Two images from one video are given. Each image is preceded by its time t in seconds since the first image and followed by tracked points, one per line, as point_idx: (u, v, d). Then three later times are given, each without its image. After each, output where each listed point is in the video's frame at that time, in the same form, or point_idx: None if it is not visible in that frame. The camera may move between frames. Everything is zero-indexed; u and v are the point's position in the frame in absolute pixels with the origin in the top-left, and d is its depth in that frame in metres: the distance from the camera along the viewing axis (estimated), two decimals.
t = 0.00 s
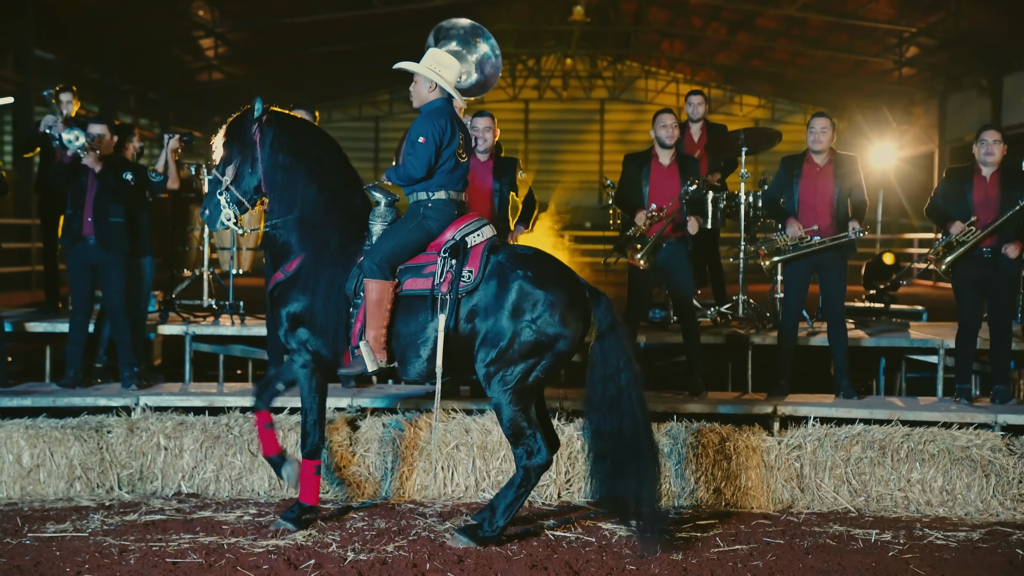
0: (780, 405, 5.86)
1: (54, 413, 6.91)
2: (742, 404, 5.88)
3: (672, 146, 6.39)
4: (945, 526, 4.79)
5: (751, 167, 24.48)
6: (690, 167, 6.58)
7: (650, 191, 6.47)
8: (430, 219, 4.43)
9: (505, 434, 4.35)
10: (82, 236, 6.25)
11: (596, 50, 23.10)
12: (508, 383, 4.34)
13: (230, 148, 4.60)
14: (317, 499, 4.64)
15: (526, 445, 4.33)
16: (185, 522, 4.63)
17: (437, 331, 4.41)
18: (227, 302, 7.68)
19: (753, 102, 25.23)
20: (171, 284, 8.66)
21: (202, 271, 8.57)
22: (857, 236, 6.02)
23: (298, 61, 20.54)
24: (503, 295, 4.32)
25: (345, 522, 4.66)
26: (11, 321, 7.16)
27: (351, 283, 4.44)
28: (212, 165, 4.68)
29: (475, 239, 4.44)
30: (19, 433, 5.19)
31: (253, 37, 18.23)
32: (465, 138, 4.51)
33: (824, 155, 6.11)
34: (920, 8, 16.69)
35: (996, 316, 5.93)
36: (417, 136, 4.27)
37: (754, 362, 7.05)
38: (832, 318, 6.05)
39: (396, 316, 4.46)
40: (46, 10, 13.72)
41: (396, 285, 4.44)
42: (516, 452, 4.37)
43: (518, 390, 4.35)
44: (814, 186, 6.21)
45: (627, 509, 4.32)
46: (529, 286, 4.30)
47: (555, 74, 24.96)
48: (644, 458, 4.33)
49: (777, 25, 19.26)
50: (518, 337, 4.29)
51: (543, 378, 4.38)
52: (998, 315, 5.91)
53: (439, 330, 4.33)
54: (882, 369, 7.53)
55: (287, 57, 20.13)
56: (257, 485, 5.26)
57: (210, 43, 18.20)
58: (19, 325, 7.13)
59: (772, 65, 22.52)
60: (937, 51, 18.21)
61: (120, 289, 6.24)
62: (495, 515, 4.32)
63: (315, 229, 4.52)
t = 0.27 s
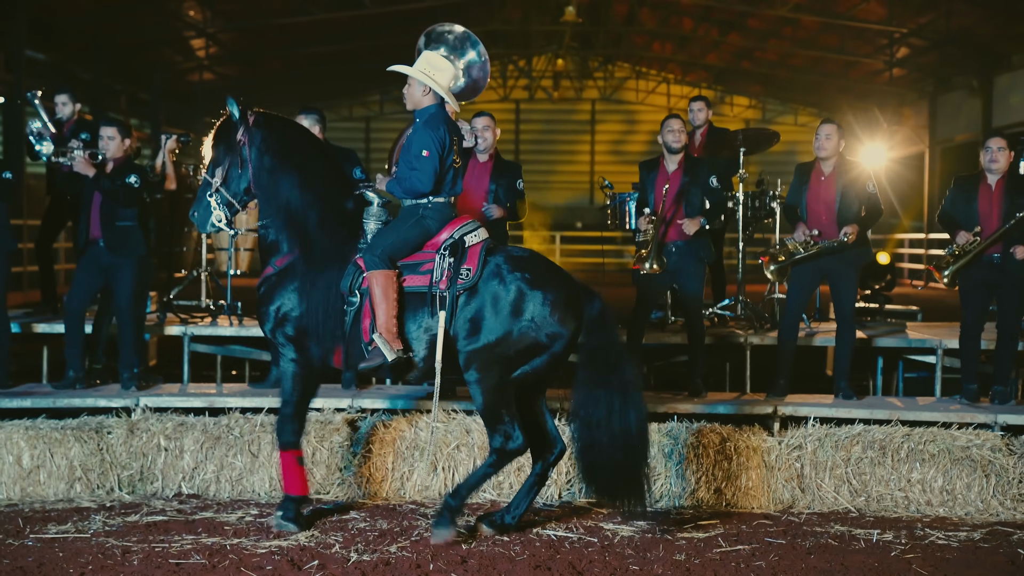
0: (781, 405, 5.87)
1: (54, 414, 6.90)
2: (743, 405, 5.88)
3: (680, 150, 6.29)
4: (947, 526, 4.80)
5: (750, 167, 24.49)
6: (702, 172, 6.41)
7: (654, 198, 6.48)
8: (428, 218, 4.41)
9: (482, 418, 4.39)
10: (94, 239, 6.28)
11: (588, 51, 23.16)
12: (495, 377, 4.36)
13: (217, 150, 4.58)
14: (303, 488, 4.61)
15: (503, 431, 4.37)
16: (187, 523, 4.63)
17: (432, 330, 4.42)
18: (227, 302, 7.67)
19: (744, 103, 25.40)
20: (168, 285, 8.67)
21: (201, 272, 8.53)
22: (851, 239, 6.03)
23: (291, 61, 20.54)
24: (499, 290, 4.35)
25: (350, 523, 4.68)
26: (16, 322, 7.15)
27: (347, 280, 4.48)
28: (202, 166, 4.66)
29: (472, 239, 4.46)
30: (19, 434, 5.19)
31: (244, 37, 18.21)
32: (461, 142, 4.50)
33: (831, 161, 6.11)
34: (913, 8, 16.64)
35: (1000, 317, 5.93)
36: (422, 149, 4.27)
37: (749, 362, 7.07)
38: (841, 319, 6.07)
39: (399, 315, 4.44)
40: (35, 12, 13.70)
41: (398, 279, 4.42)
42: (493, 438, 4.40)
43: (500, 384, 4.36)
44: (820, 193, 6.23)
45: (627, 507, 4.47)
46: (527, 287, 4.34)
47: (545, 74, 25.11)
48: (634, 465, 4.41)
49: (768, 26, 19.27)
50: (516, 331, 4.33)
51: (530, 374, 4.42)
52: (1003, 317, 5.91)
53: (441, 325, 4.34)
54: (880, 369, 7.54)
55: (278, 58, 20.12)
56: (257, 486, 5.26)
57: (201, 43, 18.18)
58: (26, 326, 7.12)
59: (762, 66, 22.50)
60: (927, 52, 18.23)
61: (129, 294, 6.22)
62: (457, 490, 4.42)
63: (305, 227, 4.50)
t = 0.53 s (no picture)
0: (783, 405, 5.87)
1: (56, 414, 6.91)
2: (746, 404, 5.88)
3: (685, 146, 6.30)
4: (950, 526, 4.79)
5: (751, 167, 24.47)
6: (707, 164, 6.38)
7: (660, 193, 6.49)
8: (414, 217, 4.43)
9: (493, 431, 4.38)
10: (100, 238, 6.25)
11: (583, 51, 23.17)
12: (497, 379, 4.38)
13: (209, 152, 4.60)
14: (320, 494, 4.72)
15: (515, 440, 4.37)
16: (191, 523, 4.64)
17: (423, 331, 4.43)
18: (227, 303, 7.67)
19: (739, 103, 25.53)
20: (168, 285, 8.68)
21: (200, 272, 8.53)
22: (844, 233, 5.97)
23: (288, 62, 20.55)
24: (488, 293, 4.37)
25: (354, 523, 4.69)
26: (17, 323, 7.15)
27: (334, 285, 4.46)
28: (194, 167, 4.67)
29: (459, 237, 4.44)
30: (22, 435, 5.21)
31: (239, 38, 18.19)
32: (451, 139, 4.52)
33: (834, 157, 6.11)
34: (908, 8, 16.57)
35: (1001, 317, 5.94)
36: (411, 140, 4.28)
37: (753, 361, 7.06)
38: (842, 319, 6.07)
39: (386, 317, 4.47)
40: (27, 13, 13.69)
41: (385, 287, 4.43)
42: (504, 449, 4.40)
43: (505, 385, 4.39)
44: (822, 188, 6.24)
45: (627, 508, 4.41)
46: (516, 283, 4.35)
47: (541, 75, 25.10)
48: (625, 464, 4.42)
49: (763, 26, 19.26)
50: (507, 333, 4.34)
51: (529, 372, 4.43)
52: (1005, 318, 5.91)
53: (430, 326, 4.36)
54: (882, 369, 7.54)
55: (274, 58, 20.11)
56: (260, 486, 5.26)
57: (196, 44, 18.16)
58: (29, 327, 7.13)
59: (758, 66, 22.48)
60: (922, 52, 18.23)
61: (132, 293, 6.22)
62: (484, 512, 4.33)
63: (297, 227, 4.54)
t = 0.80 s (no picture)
0: (795, 406, 5.84)
1: (68, 414, 6.94)
2: (759, 406, 5.85)
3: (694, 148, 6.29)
4: (964, 527, 4.77)
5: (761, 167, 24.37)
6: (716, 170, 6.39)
7: (670, 195, 6.43)
8: (409, 220, 4.49)
9: (475, 410, 4.38)
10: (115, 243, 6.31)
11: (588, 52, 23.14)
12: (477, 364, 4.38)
13: (205, 161, 4.56)
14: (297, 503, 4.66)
15: (498, 420, 4.36)
16: (204, 523, 4.65)
17: (422, 330, 4.45)
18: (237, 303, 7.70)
19: (745, 103, 25.51)
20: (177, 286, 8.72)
21: (210, 273, 8.55)
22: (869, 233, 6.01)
23: (294, 62, 20.58)
24: (485, 287, 4.38)
25: (368, 523, 4.70)
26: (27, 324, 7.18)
27: (333, 286, 4.51)
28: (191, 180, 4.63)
29: (456, 236, 4.47)
30: (35, 435, 5.24)
31: (245, 38, 18.23)
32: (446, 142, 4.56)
33: (840, 158, 6.12)
34: (915, 7, 16.46)
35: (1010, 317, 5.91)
36: (400, 140, 4.30)
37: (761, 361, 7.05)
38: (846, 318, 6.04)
39: (380, 315, 4.51)
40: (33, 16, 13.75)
41: (379, 285, 4.50)
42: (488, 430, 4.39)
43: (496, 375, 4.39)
44: (827, 186, 6.20)
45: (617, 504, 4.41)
46: (512, 277, 4.38)
47: (547, 75, 25.07)
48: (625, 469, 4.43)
49: (769, 26, 19.19)
50: (503, 322, 4.36)
51: (522, 359, 4.45)
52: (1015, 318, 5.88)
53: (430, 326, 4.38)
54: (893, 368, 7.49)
55: (280, 59, 20.14)
56: (273, 486, 5.28)
57: (202, 44, 18.20)
58: (41, 327, 7.16)
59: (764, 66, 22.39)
60: (929, 51, 18.13)
61: (144, 298, 6.28)
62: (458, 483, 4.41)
63: (297, 233, 4.55)
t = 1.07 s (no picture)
0: (816, 406, 5.79)
1: (90, 414, 7.01)
2: (779, 405, 5.80)
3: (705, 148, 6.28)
4: (986, 527, 4.73)
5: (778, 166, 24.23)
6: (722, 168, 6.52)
7: (687, 194, 6.38)
8: (425, 211, 4.50)
9: (495, 415, 4.41)
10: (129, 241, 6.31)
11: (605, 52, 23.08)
12: (497, 368, 4.41)
13: (217, 146, 4.57)
14: (314, 491, 4.77)
15: (516, 425, 4.39)
16: (226, 523, 4.69)
17: (427, 324, 4.47)
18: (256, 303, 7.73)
19: (763, 103, 25.29)
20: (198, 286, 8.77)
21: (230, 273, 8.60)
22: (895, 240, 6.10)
23: (311, 63, 20.67)
24: (495, 283, 4.40)
25: (389, 522, 4.72)
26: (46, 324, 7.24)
27: (342, 279, 4.50)
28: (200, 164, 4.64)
29: (466, 231, 4.49)
30: (58, 434, 5.29)
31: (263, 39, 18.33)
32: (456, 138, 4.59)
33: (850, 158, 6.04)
34: (934, 4, 16.30)
35: None
36: (422, 139, 4.33)
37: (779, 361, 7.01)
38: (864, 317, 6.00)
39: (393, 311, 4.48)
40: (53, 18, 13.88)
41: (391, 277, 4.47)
42: (506, 434, 4.42)
43: (507, 374, 4.42)
44: (841, 189, 6.12)
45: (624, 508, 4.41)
46: (521, 273, 4.40)
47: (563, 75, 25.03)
48: (627, 465, 4.43)
49: (787, 23, 19.08)
50: (514, 318, 4.39)
51: (533, 362, 4.49)
52: None
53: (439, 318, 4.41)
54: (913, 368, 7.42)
55: (297, 60, 20.23)
56: (293, 485, 5.31)
57: (220, 44, 18.31)
58: (54, 327, 7.24)
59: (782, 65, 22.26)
60: (949, 50, 17.97)
61: (156, 293, 6.29)
62: (484, 495, 4.41)
63: (306, 224, 4.52)
